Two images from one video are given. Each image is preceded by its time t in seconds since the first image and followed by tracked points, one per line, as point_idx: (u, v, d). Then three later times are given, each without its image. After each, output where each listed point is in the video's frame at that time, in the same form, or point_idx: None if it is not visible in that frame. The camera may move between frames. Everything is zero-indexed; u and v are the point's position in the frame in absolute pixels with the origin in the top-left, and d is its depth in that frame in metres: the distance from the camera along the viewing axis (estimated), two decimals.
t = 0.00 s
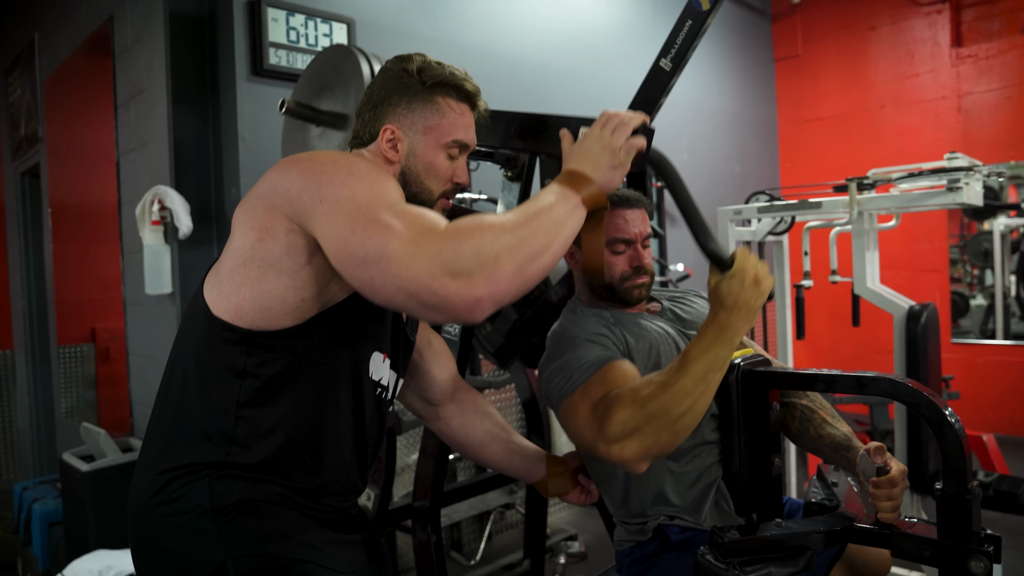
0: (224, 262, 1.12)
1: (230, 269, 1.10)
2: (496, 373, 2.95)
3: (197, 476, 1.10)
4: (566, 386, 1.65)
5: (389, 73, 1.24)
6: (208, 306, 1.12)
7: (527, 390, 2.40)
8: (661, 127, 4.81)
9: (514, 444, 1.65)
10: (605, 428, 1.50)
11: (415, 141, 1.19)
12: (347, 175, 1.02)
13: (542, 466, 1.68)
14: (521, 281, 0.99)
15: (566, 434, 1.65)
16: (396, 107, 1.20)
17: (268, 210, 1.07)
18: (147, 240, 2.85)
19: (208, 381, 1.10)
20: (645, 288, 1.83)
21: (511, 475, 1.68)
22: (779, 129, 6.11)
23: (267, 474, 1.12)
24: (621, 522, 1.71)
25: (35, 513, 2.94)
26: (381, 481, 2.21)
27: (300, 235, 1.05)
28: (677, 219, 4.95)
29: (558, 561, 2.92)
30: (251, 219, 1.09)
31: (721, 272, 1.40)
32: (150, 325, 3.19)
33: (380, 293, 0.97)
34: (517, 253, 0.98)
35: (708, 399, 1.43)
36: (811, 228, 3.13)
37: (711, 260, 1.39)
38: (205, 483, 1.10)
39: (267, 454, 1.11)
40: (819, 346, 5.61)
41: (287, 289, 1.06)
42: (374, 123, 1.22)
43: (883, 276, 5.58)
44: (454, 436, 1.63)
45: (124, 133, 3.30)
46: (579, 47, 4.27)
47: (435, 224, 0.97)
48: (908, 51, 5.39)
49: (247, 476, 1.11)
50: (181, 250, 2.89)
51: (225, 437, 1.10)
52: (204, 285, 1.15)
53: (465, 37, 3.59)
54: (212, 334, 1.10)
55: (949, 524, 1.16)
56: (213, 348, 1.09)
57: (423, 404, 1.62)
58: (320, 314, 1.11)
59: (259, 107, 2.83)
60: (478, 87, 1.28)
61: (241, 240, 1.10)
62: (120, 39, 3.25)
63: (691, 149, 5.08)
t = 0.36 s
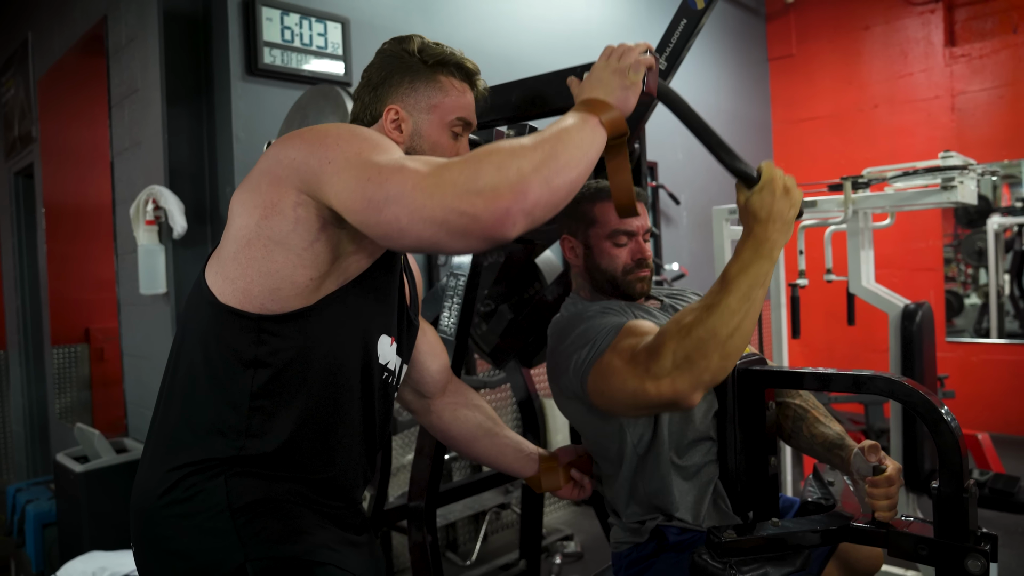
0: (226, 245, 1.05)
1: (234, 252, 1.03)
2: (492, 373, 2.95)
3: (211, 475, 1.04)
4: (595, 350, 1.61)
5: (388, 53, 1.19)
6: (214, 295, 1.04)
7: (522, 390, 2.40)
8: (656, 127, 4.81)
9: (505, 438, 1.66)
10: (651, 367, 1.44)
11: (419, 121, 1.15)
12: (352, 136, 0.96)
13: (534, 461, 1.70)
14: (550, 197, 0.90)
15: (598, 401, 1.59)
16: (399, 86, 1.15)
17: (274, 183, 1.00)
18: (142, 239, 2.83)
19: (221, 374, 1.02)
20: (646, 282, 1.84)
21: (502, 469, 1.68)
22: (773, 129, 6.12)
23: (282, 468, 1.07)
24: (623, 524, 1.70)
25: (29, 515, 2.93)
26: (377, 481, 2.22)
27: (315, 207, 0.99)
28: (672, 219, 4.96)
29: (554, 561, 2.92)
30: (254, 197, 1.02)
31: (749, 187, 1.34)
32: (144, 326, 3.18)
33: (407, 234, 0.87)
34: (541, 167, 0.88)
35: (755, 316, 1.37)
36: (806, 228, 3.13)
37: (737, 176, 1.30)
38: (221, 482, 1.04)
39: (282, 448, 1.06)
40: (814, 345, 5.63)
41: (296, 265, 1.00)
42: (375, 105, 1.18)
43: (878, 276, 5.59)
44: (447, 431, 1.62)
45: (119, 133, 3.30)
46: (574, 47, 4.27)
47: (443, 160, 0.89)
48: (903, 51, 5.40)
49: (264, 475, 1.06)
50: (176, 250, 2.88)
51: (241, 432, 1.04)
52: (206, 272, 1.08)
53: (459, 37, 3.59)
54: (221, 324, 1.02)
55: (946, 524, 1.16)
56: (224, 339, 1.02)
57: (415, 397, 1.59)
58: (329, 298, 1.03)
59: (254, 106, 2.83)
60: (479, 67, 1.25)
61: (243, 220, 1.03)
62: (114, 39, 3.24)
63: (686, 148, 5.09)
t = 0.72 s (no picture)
0: (225, 240, 1.04)
1: (235, 246, 1.02)
2: (491, 373, 2.95)
3: (213, 479, 1.03)
4: (615, 311, 1.60)
5: (386, 50, 1.18)
6: (215, 292, 1.03)
7: (522, 391, 2.39)
8: (655, 127, 4.81)
9: (504, 439, 1.65)
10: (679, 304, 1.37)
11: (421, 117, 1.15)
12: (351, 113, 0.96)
13: (535, 461, 1.70)
14: (561, 120, 0.89)
15: (623, 360, 1.56)
16: (399, 83, 1.15)
17: (277, 172, 0.99)
18: (141, 241, 2.83)
19: (223, 374, 1.01)
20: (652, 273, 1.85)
21: (503, 470, 1.66)
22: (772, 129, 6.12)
23: (285, 470, 1.07)
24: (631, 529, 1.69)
25: (27, 517, 2.92)
26: (377, 482, 2.21)
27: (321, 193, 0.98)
28: (671, 219, 4.96)
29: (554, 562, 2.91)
30: (256, 189, 1.00)
31: (763, 113, 1.24)
32: (143, 327, 3.17)
33: (423, 182, 0.86)
34: (546, 94, 0.88)
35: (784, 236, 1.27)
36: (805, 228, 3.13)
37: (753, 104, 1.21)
38: (224, 486, 1.03)
39: (284, 447, 1.05)
40: (813, 346, 5.63)
41: (299, 258, 0.99)
42: (375, 102, 1.17)
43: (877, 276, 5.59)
44: (446, 433, 1.60)
45: (117, 133, 3.29)
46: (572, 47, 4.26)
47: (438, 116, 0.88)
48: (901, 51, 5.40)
49: (267, 477, 1.05)
50: (175, 250, 2.88)
51: (244, 432, 1.03)
52: (206, 269, 1.07)
53: (458, 37, 3.58)
54: (223, 323, 1.01)
55: (949, 524, 1.16)
56: (227, 338, 1.01)
57: (414, 399, 1.58)
58: (331, 292, 1.02)
59: (253, 106, 2.83)
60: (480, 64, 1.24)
61: (243, 212, 1.02)
62: (112, 39, 3.24)
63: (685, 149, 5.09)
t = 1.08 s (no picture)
0: (225, 243, 1.03)
1: (235, 250, 1.01)
2: (491, 375, 2.95)
3: (211, 485, 1.04)
4: (628, 278, 1.54)
5: (385, 54, 1.17)
6: (214, 297, 1.02)
7: (522, 392, 2.38)
8: (654, 128, 4.82)
9: (502, 439, 1.65)
10: (692, 244, 1.37)
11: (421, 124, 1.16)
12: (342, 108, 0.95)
13: (533, 461, 1.70)
14: (551, 58, 0.87)
15: (642, 325, 1.49)
16: (398, 88, 1.15)
17: (276, 173, 0.97)
18: (139, 242, 2.82)
19: (219, 379, 1.01)
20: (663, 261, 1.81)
21: (500, 472, 1.67)
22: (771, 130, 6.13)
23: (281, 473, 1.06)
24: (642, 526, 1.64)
25: (25, 519, 2.92)
26: (377, 484, 2.21)
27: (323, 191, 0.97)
28: (670, 220, 4.96)
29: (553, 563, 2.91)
30: (256, 191, 0.99)
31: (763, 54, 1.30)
32: (142, 328, 3.17)
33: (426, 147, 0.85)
34: (532, 34, 0.87)
35: (795, 170, 1.31)
36: (805, 229, 3.14)
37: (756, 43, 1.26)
38: (220, 492, 1.03)
39: (280, 450, 1.05)
40: (812, 346, 5.64)
41: (299, 262, 0.98)
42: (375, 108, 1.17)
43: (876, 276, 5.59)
44: (442, 435, 1.60)
45: (116, 135, 3.29)
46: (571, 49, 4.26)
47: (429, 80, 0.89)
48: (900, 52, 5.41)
49: (264, 482, 1.05)
50: (173, 252, 2.88)
51: (240, 435, 1.03)
52: (205, 273, 1.06)
53: (456, 38, 3.58)
54: (220, 328, 1.01)
55: (949, 524, 1.16)
56: (223, 344, 1.01)
57: (409, 402, 1.59)
58: (328, 294, 1.02)
59: (252, 108, 2.83)
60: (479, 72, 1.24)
61: (242, 216, 1.00)
62: (111, 41, 3.24)
63: (683, 150, 5.10)
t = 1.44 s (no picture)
0: (219, 242, 1.02)
1: (230, 248, 1.00)
2: (488, 376, 2.95)
3: (204, 488, 1.04)
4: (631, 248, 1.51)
5: (376, 55, 1.17)
6: (209, 298, 1.02)
7: (518, 392, 2.38)
8: (650, 130, 4.82)
9: (496, 438, 1.65)
10: (693, 202, 1.36)
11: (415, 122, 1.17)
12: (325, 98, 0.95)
13: (529, 460, 1.69)
14: (527, 18, 0.86)
15: (648, 293, 1.44)
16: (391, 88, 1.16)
17: (268, 169, 0.96)
18: (135, 244, 2.83)
19: (213, 380, 1.01)
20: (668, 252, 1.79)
21: (495, 472, 1.67)
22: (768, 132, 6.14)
23: (273, 475, 1.06)
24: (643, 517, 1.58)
25: (20, 521, 2.91)
26: (374, 485, 2.20)
27: (316, 183, 0.96)
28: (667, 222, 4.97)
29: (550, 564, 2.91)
30: (249, 189, 0.98)
31: (755, 13, 1.34)
32: (138, 329, 3.16)
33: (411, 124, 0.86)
34: None
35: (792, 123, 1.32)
36: (801, 230, 3.15)
37: None
38: (213, 496, 1.04)
39: (273, 452, 1.05)
40: (809, 347, 5.65)
41: (294, 259, 0.97)
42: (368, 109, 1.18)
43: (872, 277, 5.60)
44: (436, 436, 1.60)
45: (113, 136, 3.28)
46: (569, 50, 4.27)
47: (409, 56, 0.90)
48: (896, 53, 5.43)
49: (256, 485, 1.05)
50: (170, 253, 2.87)
51: (233, 436, 1.03)
52: (199, 273, 1.06)
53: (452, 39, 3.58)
54: (213, 329, 1.01)
55: (945, 524, 1.16)
56: (216, 346, 1.01)
57: (403, 403, 1.60)
58: (322, 290, 1.02)
59: (248, 109, 2.83)
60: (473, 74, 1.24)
61: (236, 214, 0.99)
62: (108, 42, 3.23)
63: (680, 151, 5.10)
